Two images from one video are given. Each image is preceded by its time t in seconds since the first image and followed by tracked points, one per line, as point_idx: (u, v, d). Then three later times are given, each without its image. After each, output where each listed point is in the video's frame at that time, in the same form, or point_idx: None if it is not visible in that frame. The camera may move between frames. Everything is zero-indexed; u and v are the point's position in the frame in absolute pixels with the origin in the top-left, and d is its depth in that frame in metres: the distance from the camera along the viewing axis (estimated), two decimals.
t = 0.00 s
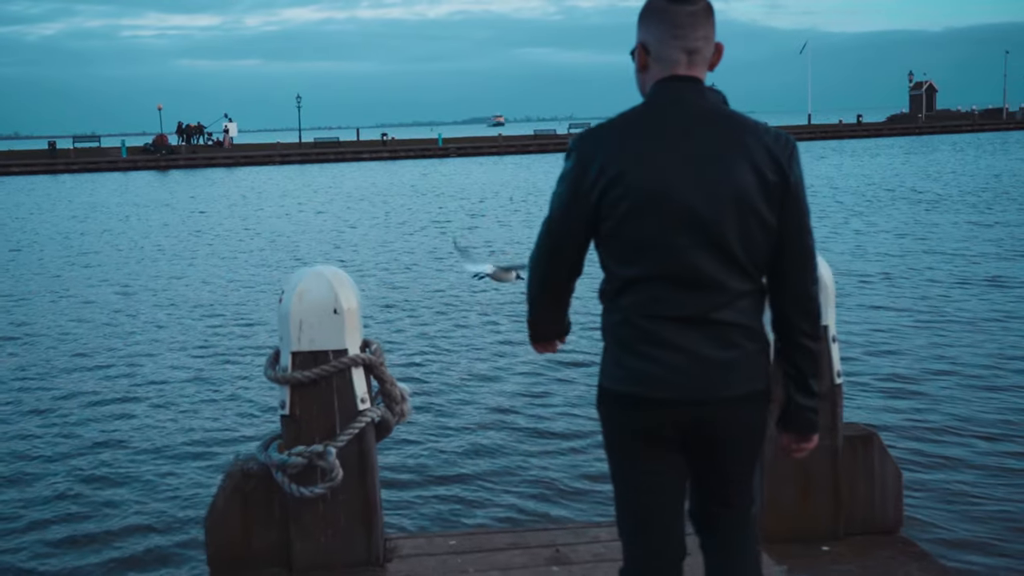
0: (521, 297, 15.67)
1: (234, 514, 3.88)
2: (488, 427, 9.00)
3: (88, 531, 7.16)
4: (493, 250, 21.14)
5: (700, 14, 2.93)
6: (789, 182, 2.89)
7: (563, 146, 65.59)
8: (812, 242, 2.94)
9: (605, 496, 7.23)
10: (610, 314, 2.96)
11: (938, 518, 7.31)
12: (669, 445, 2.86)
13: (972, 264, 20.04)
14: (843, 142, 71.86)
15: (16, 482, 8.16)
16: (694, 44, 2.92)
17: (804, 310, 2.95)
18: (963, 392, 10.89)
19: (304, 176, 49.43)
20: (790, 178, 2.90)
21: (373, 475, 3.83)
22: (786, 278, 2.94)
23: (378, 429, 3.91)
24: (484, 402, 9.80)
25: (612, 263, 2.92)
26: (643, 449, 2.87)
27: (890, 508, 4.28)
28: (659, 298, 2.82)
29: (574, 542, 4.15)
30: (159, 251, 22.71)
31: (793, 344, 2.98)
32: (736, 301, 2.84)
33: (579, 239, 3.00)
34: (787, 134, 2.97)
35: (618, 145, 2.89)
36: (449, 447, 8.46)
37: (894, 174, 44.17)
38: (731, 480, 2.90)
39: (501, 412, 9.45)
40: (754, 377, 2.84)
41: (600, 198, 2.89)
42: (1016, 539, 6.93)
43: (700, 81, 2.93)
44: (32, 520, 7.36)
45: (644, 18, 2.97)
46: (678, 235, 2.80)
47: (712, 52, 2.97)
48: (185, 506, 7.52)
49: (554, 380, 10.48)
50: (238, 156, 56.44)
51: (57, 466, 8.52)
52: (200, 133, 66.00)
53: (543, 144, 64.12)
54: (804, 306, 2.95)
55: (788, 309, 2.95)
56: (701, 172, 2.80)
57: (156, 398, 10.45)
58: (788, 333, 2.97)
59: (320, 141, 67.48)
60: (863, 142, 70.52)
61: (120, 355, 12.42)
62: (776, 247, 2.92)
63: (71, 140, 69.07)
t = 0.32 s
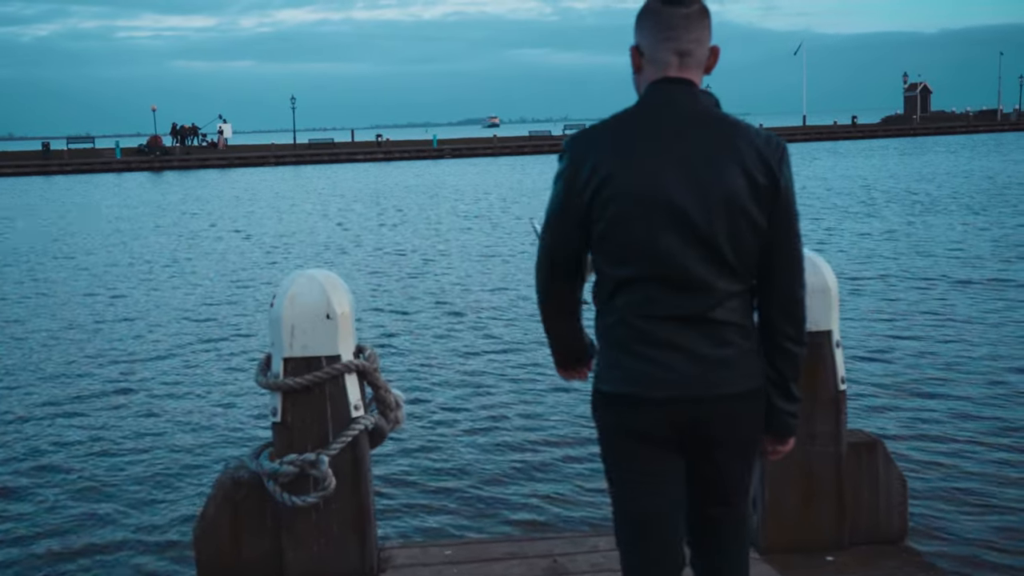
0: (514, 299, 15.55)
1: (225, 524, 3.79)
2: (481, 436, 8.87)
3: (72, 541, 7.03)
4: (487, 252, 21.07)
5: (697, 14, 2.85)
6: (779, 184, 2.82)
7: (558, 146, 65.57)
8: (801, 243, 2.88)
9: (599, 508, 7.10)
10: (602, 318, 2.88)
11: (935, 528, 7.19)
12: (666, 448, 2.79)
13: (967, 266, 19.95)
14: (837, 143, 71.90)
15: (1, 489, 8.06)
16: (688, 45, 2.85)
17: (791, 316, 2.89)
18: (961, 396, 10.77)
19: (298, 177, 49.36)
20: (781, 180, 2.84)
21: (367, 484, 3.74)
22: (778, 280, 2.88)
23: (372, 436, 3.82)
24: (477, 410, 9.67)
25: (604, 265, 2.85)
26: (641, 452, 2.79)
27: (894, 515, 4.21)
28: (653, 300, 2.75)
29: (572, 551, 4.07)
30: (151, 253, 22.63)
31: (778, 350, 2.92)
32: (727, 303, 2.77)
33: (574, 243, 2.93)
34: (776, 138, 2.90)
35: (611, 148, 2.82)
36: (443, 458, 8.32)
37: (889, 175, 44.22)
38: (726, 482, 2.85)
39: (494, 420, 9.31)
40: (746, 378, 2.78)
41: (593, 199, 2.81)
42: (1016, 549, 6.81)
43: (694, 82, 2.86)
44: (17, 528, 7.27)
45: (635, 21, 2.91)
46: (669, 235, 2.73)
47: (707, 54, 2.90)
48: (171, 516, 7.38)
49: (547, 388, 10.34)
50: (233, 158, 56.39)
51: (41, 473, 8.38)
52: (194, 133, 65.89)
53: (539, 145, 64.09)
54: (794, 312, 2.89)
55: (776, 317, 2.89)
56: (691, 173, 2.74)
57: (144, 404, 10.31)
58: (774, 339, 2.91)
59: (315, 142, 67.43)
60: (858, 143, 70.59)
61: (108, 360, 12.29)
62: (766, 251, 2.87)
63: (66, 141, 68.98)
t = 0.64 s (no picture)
0: (510, 302, 15.45)
1: (214, 534, 3.69)
2: (475, 441, 8.79)
3: (57, 553, 6.88)
4: (481, 253, 21.01)
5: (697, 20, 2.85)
6: (779, 188, 2.83)
7: (553, 146, 65.56)
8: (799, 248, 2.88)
9: (596, 518, 6.95)
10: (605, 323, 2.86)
11: (938, 534, 7.05)
12: (664, 451, 2.77)
13: (964, 266, 19.81)
14: (832, 142, 71.87)
15: None
16: (687, 50, 2.84)
17: (790, 318, 2.91)
18: (963, 398, 10.63)
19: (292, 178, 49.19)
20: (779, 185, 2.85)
21: (360, 490, 3.65)
22: (775, 284, 2.89)
23: (364, 442, 3.71)
24: (472, 416, 9.53)
25: (606, 270, 2.83)
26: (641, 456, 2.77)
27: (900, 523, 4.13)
28: (652, 303, 2.75)
29: (570, 559, 3.99)
30: (143, 254, 22.53)
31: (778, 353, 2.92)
32: (727, 306, 2.78)
33: (574, 248, 2.92)
34: (774, 143, 2.91)
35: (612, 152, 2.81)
36: (437, 466, 8.18)
37: (885, 175, 44.30)
38: (723, 482, 2.85)
39: (490, 427, 9.17)
40: (745, 381, 2.78)
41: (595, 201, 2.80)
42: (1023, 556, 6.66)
43: (695, 87, 2.86)
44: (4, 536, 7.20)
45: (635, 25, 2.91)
46: (670, 239, 2.73)
47: (708, 59, 2.89)
48: (159, 525, 7.24)
49: (543, 393, 10.20)
50: (227, 159, 56.22)
51: (28, 481, 8.23)
52: (189, 134, 65.74)
53: (535, 145, 64.08)
54: (791, 316, 2.90)
55: (773, 319, 2.90)
56: (691, 176, 2.74)
57: (133, 409, 10.16)
58: (771, 341, 2.93)
59: (309, 143, 67.29)
60: (853, 142, 70.61)
61: (99, 364, 12.14)
62: (765, 254, 2.87)
63: (60, 142, 68.83)
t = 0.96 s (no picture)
0: (503, 302, 15.40)
1: (201, 542, 3.60)
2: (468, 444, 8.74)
3: (38, 563, 6.76)
4: (474, 254, 20.94)
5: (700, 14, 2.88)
6: (783, 181, 2.91)
7: (548, 146, 65.53)
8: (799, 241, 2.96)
9: (585, 525, 6.87)
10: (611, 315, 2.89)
11: (938, 537, 6.94)
12: (673, 436, 2.82)
13: (960, 266, 19.72)
14: (827, 142, 71.88)
15: None
16: (691, 44, 2.87)
17: (790, 310, 2.97)
18: (960, 399, 10.53)
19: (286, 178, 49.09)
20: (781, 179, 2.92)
21: (351, 498, 3.55)
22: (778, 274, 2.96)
23: (356, 448, 3.61)
24: (466, 421, 9.41)
25: (613, 263, 2.85)
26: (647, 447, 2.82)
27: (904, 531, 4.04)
28: (664, 294, 2.79)
29: (565, 568, 3.91)
30: (135, 255, 22.44)
31: (778, 346, 2.98)
32: (734, 296, 2.85)
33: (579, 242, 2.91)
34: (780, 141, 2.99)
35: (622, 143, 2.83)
36: (430, 473, 8.06)
37: (879, 175, 44.31)
38: (726, 470, 2.93)
39: (483, 432, 9.05)
40: (748, 371, 2.86)
41: (606, 194, 2.81)
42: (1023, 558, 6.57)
43: (698, 80, 2.89)
44: None
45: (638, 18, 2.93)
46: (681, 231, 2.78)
47: (710, 53, 2.92)
48: (144, 534, 7.13)
49: (535, 397, 10.11)
50: (221, 158, 56.13)
51: (13, 486, 8.16)
52: (183, 134, 65.60)
53: (529, 145, 64.00)
54: (792, 307, 2.96)
55: (775, 309, 2.96)
56: (702, 170, 2.80)
57: (123, 412, 10.10)
58: (771, 332, 2.97)
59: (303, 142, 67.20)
60: (847, 141, 70.60)
61: (88, 367, 12.03)
62: (768, 246, 2.93)
63: (53, 141, 68.69)
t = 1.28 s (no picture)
0: (496, 303, 15.37)
1: (187, 552, 3.50)
2: (459, 447, 8.72)
3: (25, 570, 6.66)
4: (466, 254, 20.89)
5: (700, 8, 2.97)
6: (788, 174, 3.04)
7: (541, 145, 65.47)
8: (801, 232, 3.07)
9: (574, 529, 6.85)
10: (619, 306, 2.94)
11: (936, 538, 6.88)
12: (670, 439, 2.96)
13: (953, 266, 19.66)
14: (821, 142, 71.90)
15: None
16: (692, 37, 2.97)
17: (793, 299, 3.08)
18: (957, 399, 10.45)
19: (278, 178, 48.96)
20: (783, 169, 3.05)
21: (340, 508, 3.45)
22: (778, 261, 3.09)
23: (346, 456, 3.50)
24: (458, 425, 9.31)
25: (623, 255, 2.91)
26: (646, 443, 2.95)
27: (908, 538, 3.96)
28: (678, 286, 2.86)
29: None
30: (125, 256, 22.36)
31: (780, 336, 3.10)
32: (744, 287, 2.95)
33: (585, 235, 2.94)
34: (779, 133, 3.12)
35: (633, 135, 2.89)
36: (423, 479, 7.96)
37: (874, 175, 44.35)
38: (728, 457, 3.02)
39: (476, 438, 8.95)
40: (756, 360, 2.96)
41: (618, 187, 2.87)
42: None
43: (701, 73, 2.98)
44: None
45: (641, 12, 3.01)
46: (695, 221, 2.87)
47: (709, 46, 3.02)
48: (131, 542, 7.02)
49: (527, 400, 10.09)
50: (214, 159, 56.02)
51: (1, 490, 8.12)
52: (176, 134, 65.49)
53: (523, 145, 64.01)
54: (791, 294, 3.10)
55: (778, 299, 3.07)
56: (716, 161, 2.89)
57: (113, 415, 10.05)
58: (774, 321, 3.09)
59: (297, 142, 67.09)
60: (841, 141, 70.60)
61: (75, 370, 11.90)
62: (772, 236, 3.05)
63: (45, 140, 68.53)
